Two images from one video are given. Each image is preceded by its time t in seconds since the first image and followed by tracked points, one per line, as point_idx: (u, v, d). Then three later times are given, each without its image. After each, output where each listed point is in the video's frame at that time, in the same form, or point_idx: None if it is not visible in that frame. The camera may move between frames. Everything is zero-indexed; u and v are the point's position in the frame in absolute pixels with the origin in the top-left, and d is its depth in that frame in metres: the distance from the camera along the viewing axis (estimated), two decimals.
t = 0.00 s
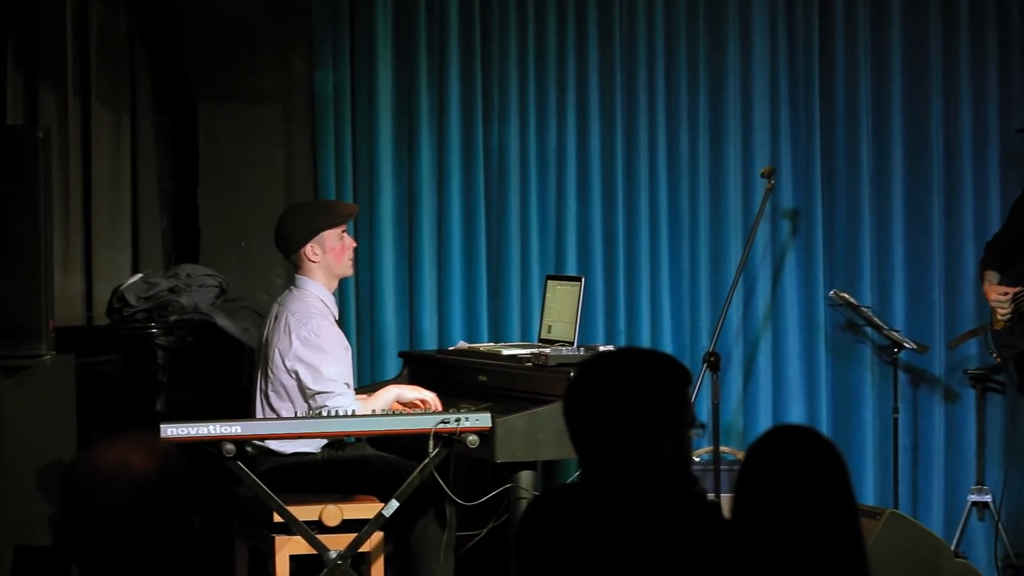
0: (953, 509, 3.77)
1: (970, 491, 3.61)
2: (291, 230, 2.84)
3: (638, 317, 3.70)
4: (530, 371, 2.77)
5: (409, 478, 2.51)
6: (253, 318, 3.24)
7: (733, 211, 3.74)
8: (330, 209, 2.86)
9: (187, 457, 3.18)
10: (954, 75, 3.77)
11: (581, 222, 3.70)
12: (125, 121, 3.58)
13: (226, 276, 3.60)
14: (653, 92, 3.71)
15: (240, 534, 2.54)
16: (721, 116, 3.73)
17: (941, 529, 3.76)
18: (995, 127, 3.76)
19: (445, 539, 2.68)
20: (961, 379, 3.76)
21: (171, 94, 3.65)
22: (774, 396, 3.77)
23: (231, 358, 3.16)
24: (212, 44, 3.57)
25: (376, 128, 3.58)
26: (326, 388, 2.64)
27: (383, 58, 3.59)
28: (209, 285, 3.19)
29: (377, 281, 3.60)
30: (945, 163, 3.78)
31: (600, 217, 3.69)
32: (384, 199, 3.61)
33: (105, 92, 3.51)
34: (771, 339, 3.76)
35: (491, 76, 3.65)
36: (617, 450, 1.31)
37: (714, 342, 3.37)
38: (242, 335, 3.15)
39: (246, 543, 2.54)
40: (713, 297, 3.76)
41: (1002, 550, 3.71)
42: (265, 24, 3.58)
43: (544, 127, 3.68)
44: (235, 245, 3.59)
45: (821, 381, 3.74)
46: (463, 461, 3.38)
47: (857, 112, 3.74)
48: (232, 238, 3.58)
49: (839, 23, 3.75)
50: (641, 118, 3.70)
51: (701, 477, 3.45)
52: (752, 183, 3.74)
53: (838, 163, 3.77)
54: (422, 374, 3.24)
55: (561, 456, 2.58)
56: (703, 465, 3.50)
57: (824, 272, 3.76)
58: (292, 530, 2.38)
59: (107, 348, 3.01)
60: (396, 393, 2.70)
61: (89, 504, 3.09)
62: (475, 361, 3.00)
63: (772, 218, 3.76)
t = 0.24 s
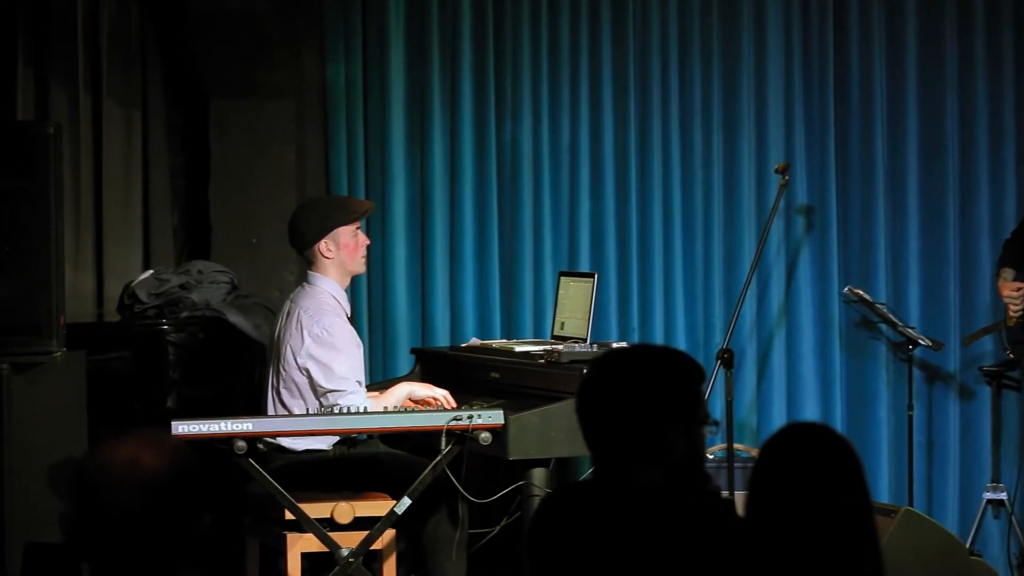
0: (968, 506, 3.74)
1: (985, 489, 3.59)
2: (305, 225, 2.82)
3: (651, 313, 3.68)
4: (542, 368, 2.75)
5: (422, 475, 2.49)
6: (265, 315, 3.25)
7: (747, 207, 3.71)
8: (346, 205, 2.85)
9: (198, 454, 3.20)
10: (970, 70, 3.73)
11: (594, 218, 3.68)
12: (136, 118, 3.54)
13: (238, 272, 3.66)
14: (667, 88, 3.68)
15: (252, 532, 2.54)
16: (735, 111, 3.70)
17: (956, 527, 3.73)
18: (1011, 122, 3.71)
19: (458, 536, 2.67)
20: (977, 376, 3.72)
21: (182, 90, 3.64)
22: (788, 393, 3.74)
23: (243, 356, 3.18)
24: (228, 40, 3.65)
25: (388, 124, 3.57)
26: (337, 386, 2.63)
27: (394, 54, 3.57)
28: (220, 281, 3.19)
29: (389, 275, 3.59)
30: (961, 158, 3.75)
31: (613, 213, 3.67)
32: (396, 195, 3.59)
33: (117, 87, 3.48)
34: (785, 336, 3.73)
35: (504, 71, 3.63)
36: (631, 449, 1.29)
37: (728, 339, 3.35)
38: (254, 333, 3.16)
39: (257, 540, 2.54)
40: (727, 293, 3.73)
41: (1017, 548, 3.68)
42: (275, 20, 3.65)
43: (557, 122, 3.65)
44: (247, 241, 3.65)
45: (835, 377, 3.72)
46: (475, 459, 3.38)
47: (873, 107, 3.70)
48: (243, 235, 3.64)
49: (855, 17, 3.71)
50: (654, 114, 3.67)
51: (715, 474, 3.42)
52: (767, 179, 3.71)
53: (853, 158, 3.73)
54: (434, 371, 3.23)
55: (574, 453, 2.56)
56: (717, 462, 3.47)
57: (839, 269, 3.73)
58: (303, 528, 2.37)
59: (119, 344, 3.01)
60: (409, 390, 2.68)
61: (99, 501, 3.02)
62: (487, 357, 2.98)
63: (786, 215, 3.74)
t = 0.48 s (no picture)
0: (982, 505, 3.70)
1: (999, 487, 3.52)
2: (314, 220, 2.80)
3: (663, 310, 3.64)
4: (553, 365, 2.73)
5: (431, 473, 2.47)
6: (274, 312, 3.26)
7: (760, 202, 3.68)
8: (358, 201, 2.83)
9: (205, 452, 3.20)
10: (985, 64, 3.69)
11: (605, 214, 3.65)
12: (143, 114, 3.54)
13: (246, 268, 3.61)
14: (679, 82, 3.65)
15: (260, 530, 2.53)
16: (748, 106, 3.66)
17: (971, 526, 3.69)
18: None
19: (467, 536, 2.65)
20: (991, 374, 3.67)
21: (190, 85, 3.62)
22: (801, 391, 3.71)
23: (252, 353, 3.19)
24: (237, 33, 3.60)
25: (396, 120, 3.55)
26: (342, 383, 2.61)
27: (404, 49, 3.55)
28: (228, 277, 3.20)
29: (399, 271, 3.57)
30: (976, 153, 3.70)
31: (624, 209, 3.64)
32: (406, 192, 3.57)
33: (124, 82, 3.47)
34: (798, 333, 3.70)
35: (514, 66, 3.61)
36: (640, 445, 1.26)
37: (740, 335, 3.31)
38: (263, 330, 3.18)
39: (265, 538, 2.53)
40: (739, 289, 3.70)
41: None
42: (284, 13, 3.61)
43: (568, 116, 3.63)
44: (256, 237, 3.61)
45: (848, 374, 3.68)
46: (485, 457, 3.37)
47: (887, 102, 3.66)
48: (252, 231, 3.60)
49: (869, 10, 3.67)
50: (666, 109, 3.64)
51: (727, 472, 3.39)
52: (779, 174, 3.67)
53: (866, 153, 3.69)
54: (444, 368, 3.21)
55: (585, 450, 2.53)
56: (728, 460, 3.44)
57: (852, 265, 3.70)
58: (312, 526, 2.35)
59: (125, 341, 2.96)
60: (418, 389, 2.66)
61: (105, 498, 2.99)
62: (498, 354, 2.96)
63: (799, 210, 3.70)
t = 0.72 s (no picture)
0: (990, 503, 3.68)
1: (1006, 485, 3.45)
2: (319, 216, 2.79)
3: (668, 307, 3.62)
4: (558, 363, 2.71)
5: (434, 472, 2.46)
6: (276, 309, 3.26)
7: (766, 199, 3.65)
8: (362, 198, 2.82)
9: (208, 452, 3.18)
10: (993, 59, 3.66)
11: (610, 210, 3.63)
12: (146, 110, 3.53)
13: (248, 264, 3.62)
14: (685, 78, 3.63)
15: (261, 528, 2.52)
16: (754, 102, 3.64)
17: (979, 524, 3.66)
18: None
19: (471, 534, 2.63)
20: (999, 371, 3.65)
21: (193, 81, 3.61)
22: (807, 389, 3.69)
23: (255, 350, 3.19)
24: (239, 29, 3.59)
25: (400, 115, 3.53)
26: (345, 381, 2.60)
27: (407, 44, 3.54)
28: (231, 274, 3.20)
29: (402, 268, 3.56)
30: (984, 149, 3.68)
31: (629, 206, 3.62)
32: (409, 188, 3.55)
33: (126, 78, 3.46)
34: (804, 330, 3.68)
35: (519, 61, 3.59)
36: (644, 439, 1.25)
37: (746, 332, 3.29)
38: (265, 326, 3.18)
39: (267, 537, 2.53)
40: (744, 286, 3.68)
41: None
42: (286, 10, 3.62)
43: (573, 111, 3.61)
44: (258, 233, 3.61)
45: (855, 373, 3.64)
46: (489, 456, 3.36)
47: (894, 98, 3.63)
48: (254, 227, 3.61)
49: (876, 4, 3.64)
50: (671, 104, 3.62)
51: (732, 471, 3.38)
52: (786, 170, 3.65)
53: (873, 148, 3.67)
54: (447, 366, 3.19)
55: (589, 448, 2.52)
56: (734, 458, 3.42)
57: (858, 262, 3.67)
58: (314, 524, 2.34)
59: (127, 338, 2.96)
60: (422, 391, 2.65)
61: (108, 496, 2.99)
62: (502, 351, 2.94)
63: (806, 206, 3.68)
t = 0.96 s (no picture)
0: (992, 502, 3.66)
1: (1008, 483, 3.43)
2: (316, 213, 2.78)
3: (668, 304, 3.60)
4: (558, 361, 2.70)
5: (433, 471, 2.45)
6: (274, 307, 3.24)
7: (767, 196, 3.64)
8: (360, 195, 2.81)
9: (205, 450, 3.18)
10: (995, 56, 3.65)
11: (611, 208, 3.62)
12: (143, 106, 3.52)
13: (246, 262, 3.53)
14: (685, 74, 3.61)
15: (259, 527, 2.53)
16: (755, 98, 3.62)
17: (981, 523, 3.65)
18: None
19: (469, 534, 2.62)
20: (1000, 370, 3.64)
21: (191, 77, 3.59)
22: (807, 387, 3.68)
23: (252, 349, 3.17)
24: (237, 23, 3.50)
25: (399, 112, 3.52)
26: (342, 379, 2.58)
27: (406, 40, 3.52)
28: (229, 272, 3.19)
29: (401, 265, 3.55)
30: (986, 146, 3.66)
31: (629, 203, 3.60)
32: (408, 185, 3.54)
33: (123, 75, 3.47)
34: (805, 328, 3.66)
35: (518, 58, 3.58)
36: (645, 438, 1.24)
37: (747, 330, 3.27)
38: (263, 325, 3.16)
39: (265, 535, 2.53)
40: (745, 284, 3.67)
41: None
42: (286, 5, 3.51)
43: (573, 108, 3.59)
44: (256, 231, 3.53)
45: (856, 369, 3.64)
46: (487, 455, 3.34)
47: (895, 94, 3.62)
48: (253, 224, 3.53)
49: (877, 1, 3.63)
50: (672, 101, 3.60)
51: (733, 469, 3.36)
52: (787, 167, 3.63)
53: (875, 145, 3.65)
54: (446, 364, 3.18)
55: (589, 447, 2.51)
56: (734, 457, 3.41)
57: (860, 259, 3.66)
58: (313, 524, 2.33)
59: (125, 336, 2.97)
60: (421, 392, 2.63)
61: (105, 495, 2.98)
62: (501, 350, 2.93)
63: (807, 204, 3.67)
